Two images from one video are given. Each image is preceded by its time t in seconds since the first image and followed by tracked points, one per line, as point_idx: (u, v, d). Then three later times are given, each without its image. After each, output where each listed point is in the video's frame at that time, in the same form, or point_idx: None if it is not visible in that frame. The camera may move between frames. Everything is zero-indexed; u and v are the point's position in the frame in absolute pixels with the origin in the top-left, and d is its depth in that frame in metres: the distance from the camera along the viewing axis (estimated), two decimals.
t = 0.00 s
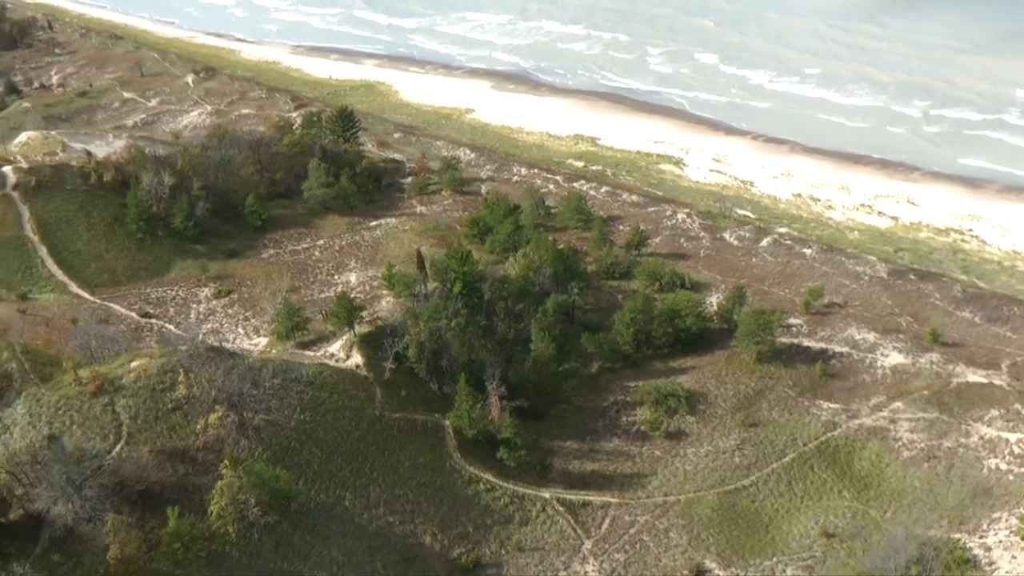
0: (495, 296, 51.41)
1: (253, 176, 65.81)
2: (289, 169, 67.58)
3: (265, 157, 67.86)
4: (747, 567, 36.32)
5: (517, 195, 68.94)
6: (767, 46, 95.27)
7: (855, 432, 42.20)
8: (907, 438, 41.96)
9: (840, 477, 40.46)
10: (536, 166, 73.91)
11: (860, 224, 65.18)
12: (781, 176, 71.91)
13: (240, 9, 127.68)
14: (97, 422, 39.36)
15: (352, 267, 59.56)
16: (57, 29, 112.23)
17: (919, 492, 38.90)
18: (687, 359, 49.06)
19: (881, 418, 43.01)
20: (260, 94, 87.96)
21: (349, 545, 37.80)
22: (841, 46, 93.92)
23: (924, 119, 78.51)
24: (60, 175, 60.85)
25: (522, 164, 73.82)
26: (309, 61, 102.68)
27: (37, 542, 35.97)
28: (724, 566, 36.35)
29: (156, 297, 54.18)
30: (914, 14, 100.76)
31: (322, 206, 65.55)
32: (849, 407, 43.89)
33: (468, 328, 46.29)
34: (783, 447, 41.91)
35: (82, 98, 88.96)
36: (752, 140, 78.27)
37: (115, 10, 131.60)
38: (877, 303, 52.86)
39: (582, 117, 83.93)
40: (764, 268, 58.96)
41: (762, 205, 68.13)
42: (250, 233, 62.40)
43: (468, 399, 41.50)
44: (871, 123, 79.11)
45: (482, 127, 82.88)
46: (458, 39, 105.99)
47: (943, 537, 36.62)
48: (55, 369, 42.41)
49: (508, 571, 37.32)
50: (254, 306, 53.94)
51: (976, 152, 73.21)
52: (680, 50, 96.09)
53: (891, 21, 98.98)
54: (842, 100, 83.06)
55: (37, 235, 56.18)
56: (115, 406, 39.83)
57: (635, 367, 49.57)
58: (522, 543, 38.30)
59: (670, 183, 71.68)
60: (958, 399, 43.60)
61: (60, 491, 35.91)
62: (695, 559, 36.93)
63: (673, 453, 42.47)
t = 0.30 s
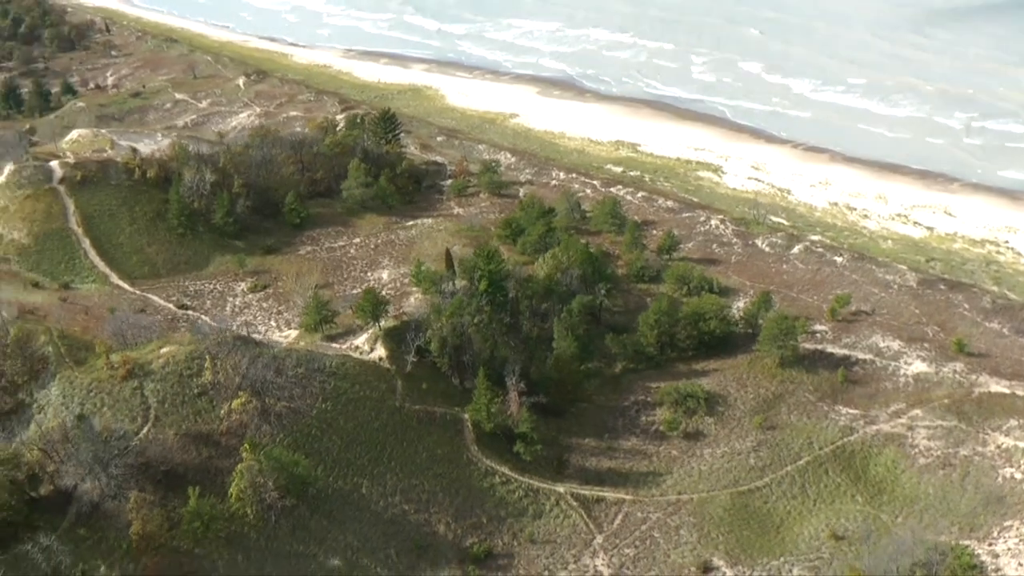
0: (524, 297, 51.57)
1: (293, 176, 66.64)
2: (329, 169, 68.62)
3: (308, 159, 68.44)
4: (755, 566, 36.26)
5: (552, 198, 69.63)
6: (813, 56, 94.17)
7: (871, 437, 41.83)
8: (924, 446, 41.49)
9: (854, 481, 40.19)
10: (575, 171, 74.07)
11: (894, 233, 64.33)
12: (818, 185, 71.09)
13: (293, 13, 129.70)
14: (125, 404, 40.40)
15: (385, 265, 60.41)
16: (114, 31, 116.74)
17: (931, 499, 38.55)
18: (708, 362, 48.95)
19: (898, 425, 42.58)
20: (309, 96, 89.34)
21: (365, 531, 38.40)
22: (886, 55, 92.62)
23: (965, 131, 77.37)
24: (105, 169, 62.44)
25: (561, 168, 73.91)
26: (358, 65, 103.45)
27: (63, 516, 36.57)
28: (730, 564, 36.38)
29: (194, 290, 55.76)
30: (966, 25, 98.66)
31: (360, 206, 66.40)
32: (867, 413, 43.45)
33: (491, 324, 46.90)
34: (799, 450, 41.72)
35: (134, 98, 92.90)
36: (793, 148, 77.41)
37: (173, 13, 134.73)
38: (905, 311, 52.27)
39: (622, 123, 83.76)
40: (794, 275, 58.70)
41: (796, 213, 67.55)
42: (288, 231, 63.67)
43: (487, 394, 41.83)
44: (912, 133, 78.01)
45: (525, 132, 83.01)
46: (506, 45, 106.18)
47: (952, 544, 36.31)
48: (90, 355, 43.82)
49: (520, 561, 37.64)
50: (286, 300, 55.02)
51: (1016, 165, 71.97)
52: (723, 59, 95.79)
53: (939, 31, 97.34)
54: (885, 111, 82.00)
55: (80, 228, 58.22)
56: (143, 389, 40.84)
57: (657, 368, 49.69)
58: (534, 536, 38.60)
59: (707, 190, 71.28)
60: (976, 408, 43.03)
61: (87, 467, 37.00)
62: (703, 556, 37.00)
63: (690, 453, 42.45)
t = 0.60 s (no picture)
0: (547, 295, 51.51)
1: (329, 173, 67.60)
2: (366, 167, 69.75)
3: (346, 158, 69.75)
4: (759, 563, 36.13)
5: (583, 199, 70.45)
6: (854, 65, 93.08)
7: (884, 441, 41.48)
8: (937, 451, 41.05)
9: (865, 484, 39.83)
10: (611, 174, 74.43)
11: (925, 241, 63.46)
12: (852, 192, 69.99)
13: (340, 15, 131.33)
14: (150, 387, 41.26)
15: (415, 262, 61.16)
16: (166, 32, 120.73)
17: (939, 502, 38.07)
18: (727, 363, 48.91)
19: (912, 430, 42.19)
20: (352, 98, 91.84)
21: (378, 517, 38.91)
22: (928, 64, 91.32)
23: (1003, 141, 76.13)
24: (145, 164, 63.17)
25: (597, 171, 74.54)
26: (403, 68, 103.86)
27: (87, 493, 37.40)
28: (735, 560, 36.28)
29: (228, 282, 57.35)
30: (1012, 35, 96.86)
31: (395, 204, 67.57)
32: (882, 417, 43.15)
33: (510, 320, 47.43)
34: (811, 451, 41.49)
35: (183, 97, 96.22)
36: (831, 155, 76.40)
37: (224, 15, 137.51)
38: (928, 318, 51.75)
39: (656, 127, 83.55)
40: (821, 280, 58.69)
41: (828, 219, 66.91)
42: (323, 227, 64.92)
43: (503, 388, 42.35)
44: (948, 142, 76.95)
45: (564, 136, 83.01)
46: (549, 50, 106.42)
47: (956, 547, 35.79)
48: (119, 339, 45.57)
49: (529, 551, 37.85)
50: (315, 294, 55.98)
51: None
52: (765, 66, 94.86)
53: (983, 41, 95.72)
54: (924, 120, 80.90)
55: (120, 221, 59.66)
56: (168, 373, 41.68)
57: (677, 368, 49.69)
58: (544, 527, 38.83)
59: (740, 196, 70.72)
60: (992, 416, 42.61)
61: (112, 446, 37.71)
62: (708, 552, 36.96)
63: (704, 452, 42.41)
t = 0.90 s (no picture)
0: (567, 291, 51.53)
1: (364, 171, 68.64)
2: (399, 166, 70.82)
3: (381, 158, 70.89)
4: (763, 558, 35.97)
5: (613, 199, 71.05)
6: (893, 71, 91.86)
7: (897, 442, 41.13)
8: (949, 453, 40.60)
9: (875, 484, 39.49)
10: (643, 177, 74.75)
11: (954, 247, 62.58)
12: (885, 198, 69.07)
13: (385, 18, 132.77)
14: (174, 371, 42.00)
15: (443, 259, 61.63)
16: (216, 34, 124.45)
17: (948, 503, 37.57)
18: (746, 362, 48.75)
19: (925, 432, 41.81)
20: (393, 100, 93.75)
21: (391, 504, 39.36)
22: (967, 71, 89.85)
23: None
24: (182, 160, 64.39)
25: (629, 174, 74.83)
26: (447, 70, 104.16)
27: (110, 472, 38.31)
28: (741, 554, 36.14)
29: (259, 275, 58.09)
30: None
31: (427, 203, 68.35)
32: (896, 419, 42.81)
33: (528, 315, 47.31)
34: (823, 451, 41.25)
35: (229, 98, 99.15)
36: (864, 160, 75.65)
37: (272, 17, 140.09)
38: (950, 323, 51.14)
39: (689, 130, 83.29)
40: (845, 283, 58.44)
41: (857, 223, 66.25)
42: (355, 224, 65.58)
43: (517, 380, 42.68)
44: (982, 149, 75.79)
45: (601, 138, 82.96)
46: (589, 55, 106.70)
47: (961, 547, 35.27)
48: (147, 326, 46.42)
49: (538, 541, 37.99)
50: (343, 288, 56.57)
51: None
52: (802, 72, 94.20)
53: None
54: (961, 127, 79.66)
55: (156, 214, 60.76)
56: (192, 359, 42.45)
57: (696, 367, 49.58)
58: (553, 519, 39.00)
59: (771, 200, 70.37)
60: (1007, 419, 41.96)
61: (135, 427, 38.58)
62: (714, 546, 36.90)
63: (716, 449, 42.36)
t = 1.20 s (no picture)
0: (588, 287, 51.61)
1: (398, 169, 69.37)
2: (433, 165, 71.16)
3: (415, 157, 71.34)
4: (768, 552, 36.03)
5: (643, 199, 71.18)
6: (931, 76, 90.56)
7: (909, 442, 40.89)
8: (961, 454, 40.29)
9: (886, 483, 39.30)
10: (675, 178, 74.65)
11: (984, 252, 61.82)
12: (917, 203, 68.25)
13: (430, 20, 133.51)
14: (198, 357, 42.81)
15: (470, 255, 62.25)
16: (262, 35, 126.46)
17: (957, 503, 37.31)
18: (765, 362, 48.53)
19: (939, 433, 41.55)
20: (433, 100, 94.51)
21: (405, 491, 39.88)
22: (1006, 77, 88.40)
23: None
24: (218, 157, 65.49)
25: (662, 176, 74.72)
26: (489, 73, 104.58)
27: (134, 453, 39.21)
28: (745, 548, 36.24)
29: (291, 270, 58.93)
30: None
31: (459, 201, 68.85)
32: (910, 419, 42.57)
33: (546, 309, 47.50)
34: (835, 449, 41.12)
35: (271, 98, 101.04)
36: (899, 165, 74.76)
37: (317, 19, 142.23)
38: (973, 327, 50.54)
39: (725, 133, 83.07)
40: (869, 285, 58.08)
41: (886, 227, 65.64)
42: (387, 222, 66.36)
43: (533, 372, 42.98)
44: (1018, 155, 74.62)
45: (636, 141, 83.03)
46: (630, 59, 106.53)
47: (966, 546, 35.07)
48: (175, 314, 47.31)
49: (548, 531, 38.31)
50: (372, 282, 57.02)
51: None
52: (839, 76, 93.37)
53: None
54: (997, 133, 78.44)
55: (192, 208, 61.87)
56: (217, 347, 43.17)
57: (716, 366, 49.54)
58: (564, 509, 39.30)
59: (802, 203, 70.02)
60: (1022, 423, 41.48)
61: (156, 410, 39.22)
62: (720, 539, 36.99)
63: (730, 445, 42.38)
